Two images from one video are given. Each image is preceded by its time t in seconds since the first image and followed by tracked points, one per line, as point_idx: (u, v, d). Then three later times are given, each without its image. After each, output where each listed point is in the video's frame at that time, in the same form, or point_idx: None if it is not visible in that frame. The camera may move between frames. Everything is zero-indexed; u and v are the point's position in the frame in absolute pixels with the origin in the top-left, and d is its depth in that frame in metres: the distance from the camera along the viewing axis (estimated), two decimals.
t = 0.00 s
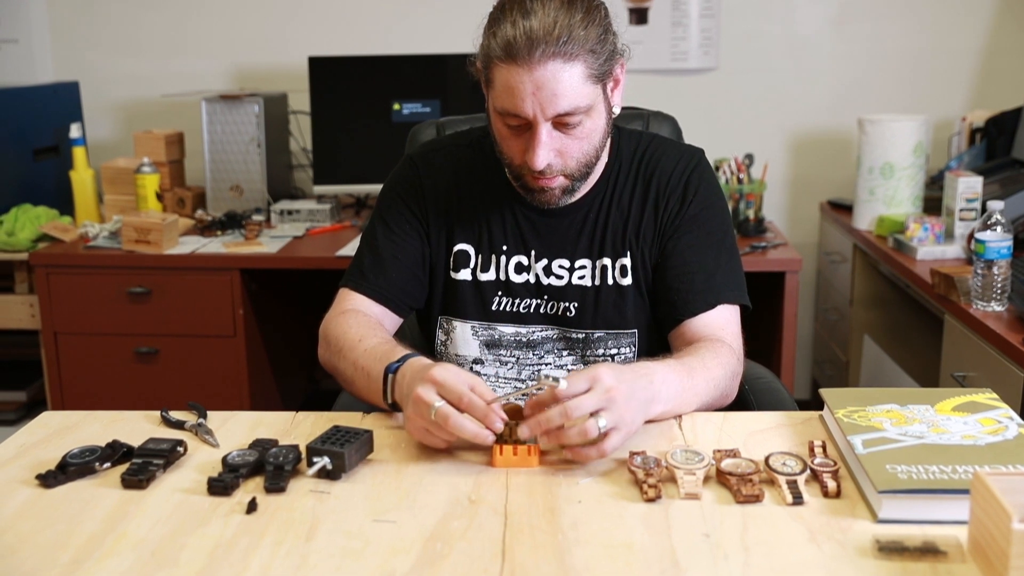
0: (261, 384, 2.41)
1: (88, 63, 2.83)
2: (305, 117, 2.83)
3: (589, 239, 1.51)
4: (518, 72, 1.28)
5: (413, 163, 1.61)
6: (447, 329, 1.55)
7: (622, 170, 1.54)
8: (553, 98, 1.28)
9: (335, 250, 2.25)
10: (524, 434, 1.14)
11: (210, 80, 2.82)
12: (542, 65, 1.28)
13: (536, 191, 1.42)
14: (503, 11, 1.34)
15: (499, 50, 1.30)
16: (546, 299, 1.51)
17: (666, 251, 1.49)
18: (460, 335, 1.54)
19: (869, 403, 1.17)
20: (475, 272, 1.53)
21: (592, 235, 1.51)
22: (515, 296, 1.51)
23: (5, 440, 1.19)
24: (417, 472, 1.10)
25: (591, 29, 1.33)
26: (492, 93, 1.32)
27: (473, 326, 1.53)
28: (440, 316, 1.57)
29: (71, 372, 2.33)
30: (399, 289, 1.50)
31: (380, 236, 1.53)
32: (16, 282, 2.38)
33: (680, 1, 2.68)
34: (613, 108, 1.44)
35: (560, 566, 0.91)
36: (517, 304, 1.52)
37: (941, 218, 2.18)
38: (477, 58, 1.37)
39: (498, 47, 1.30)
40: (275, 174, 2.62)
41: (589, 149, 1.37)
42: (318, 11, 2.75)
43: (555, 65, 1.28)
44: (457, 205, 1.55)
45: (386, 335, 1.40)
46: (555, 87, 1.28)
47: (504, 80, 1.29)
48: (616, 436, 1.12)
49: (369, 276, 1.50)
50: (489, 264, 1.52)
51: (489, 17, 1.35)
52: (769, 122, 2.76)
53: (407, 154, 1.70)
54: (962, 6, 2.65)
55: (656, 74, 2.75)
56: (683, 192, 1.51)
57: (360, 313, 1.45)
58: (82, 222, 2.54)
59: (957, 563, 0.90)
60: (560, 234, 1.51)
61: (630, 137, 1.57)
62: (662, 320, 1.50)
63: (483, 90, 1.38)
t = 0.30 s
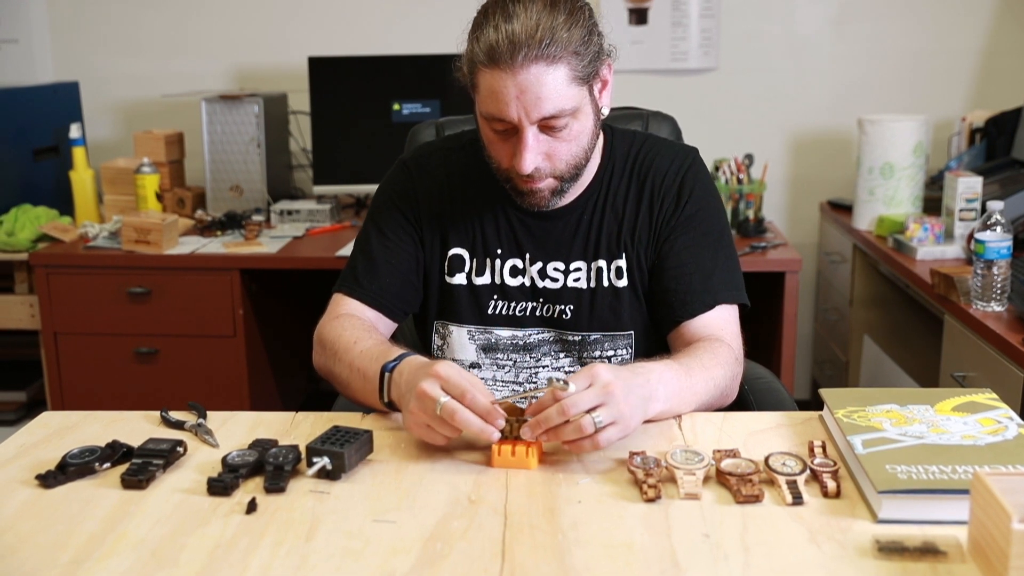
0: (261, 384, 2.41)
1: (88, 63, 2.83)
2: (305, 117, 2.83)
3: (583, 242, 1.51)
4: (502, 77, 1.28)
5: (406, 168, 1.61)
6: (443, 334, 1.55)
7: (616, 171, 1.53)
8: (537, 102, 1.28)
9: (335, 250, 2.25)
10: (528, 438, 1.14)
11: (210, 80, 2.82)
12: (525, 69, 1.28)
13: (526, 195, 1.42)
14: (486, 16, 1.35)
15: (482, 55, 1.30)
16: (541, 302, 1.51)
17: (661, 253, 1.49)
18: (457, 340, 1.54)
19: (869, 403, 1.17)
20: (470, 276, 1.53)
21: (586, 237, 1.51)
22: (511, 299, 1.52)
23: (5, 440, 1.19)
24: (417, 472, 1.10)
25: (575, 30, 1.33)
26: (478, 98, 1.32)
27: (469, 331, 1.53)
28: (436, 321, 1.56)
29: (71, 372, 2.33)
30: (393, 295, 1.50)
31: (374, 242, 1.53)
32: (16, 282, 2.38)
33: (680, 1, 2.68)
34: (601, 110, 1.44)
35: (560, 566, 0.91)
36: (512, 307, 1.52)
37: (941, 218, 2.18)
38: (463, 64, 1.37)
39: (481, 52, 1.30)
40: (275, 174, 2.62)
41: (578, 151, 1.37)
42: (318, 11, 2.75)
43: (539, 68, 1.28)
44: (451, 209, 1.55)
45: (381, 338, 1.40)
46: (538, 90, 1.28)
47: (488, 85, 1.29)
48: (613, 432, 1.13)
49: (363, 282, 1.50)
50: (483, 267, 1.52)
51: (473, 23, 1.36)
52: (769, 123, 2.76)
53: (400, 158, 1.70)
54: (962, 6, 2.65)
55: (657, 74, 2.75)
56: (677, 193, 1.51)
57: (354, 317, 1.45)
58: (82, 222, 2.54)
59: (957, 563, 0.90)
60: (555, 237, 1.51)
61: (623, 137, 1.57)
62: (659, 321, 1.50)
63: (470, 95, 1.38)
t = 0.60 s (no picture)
0: (260, 384, 2.41)
1: (87, 63, 2.83)
2: (304, 117, 2.83)
3: (581, 243, 1.51)
4: (499, 78, 1.28)
5: (403, 169, 1.61)
6: (442, 334, 1.55)
7: (613, 172, 1.53)
8: (534, 103, 1.28)
9: (334, 250, 2.25)
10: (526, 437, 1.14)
11: (210, 80, 2.82)
12: (522, 70, 1.28)
13: (523, 197, 1.42)
14: (483, 17, 1.35)
15: (479, 57, 1.30)
16: (539, 302, 1.51)
17: (660, 253, 1.49)
18: (455, 340, 1.54)
19: (869, 403, 1.17)
20: (468, 277, 1.53)
21: (584, 238, 1.51)
22: (509, 300, 1.52)
23: (5, 440, 1.19)
24: (417, 472, 1.10)
25: (571, 32, 1.34)
26: (475, 100, 1.32)
27: (467, 331, 1.53)
28: (434, 321, 1.57)
29: (71, 372, 2.33)
30: (391, 295, 1.50)
31: (371, 242, 1.53)
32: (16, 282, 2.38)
33: (679, 1, 2.68)
34: (598, 112, 1.44)
35: (560, 566, 0.91)
36: (510, 308, 1.52)
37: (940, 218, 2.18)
38: (460, 65, 1.38)
39: (478, 54, 1.30)
40: (275, 174, 2.62)
41: (575, 153, 1.37)
42: (318, 11, 2.75)
43: (535, 69, 1.28)
44: (448, 210, 1.55)
45: (377, 337, 1.40)
46: (535, 91, 1.28)
47: (485, 86, 1.29)
48: (613, 432, 1.13)
49: (361, 282, 1.50)
50: (481, 268, 1.52)
51: (470, 24, 1.36)
52: (769, 122, 2.76)
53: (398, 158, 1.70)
54: (962, 6, 2.65)
55: (657, 74, 2.75)
56: (675, 193, 1.51)
57: (350, 317, 1.45)
58: (82, 223, 2.54)
59: (956, 563, 0.90)
60: (553, 238, 1.51)
61: (621, 137, 1.57)
62: (658, 322, 1.50)
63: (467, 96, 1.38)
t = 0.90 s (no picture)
0: (259, 384, 2.41)
1: (86, 63, 2.83)
2: (303, 117, 2.83)
3: (581, 243, 1.51)
4: (500, 79, 1.28)
5: (404, 168, 1.61)
6: (441, 334, 1.55)
7: (614, 173, 1.53)
8: (535, 104, 1.28)
9: (333, 250, 2.25)
10: (523, 434, 1.14)
11: (209, 80, 2.82)
12: (524, 71, 1.28)
13: (523, 197, 1.42)
14: (485, 17, 1.35)
15: (481, 57, 1.30)
16: (539, 302, 1.51)
17: (660, 254, 1.49)
18: (455, 340, 1.54)
19: (867, 403, 1.17)
20: (468, 277, 1.53)
21: (584, 238, 1.51)
22: (509, 300, 1.52)
23: (3, 440, 1.19)
24: (416, 472, 1.10)
25: (573, 33, 1.34)
26: (476, 100, 1.32)
27: (467, 331, 1.53)
28: (434, 321, 1.56)
29: (70, 372, 2.33)
30: (391, 294, 1.50)
31: (372, 241, 1.53)
32: (14, 283, 2.37)
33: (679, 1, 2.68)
34: (600, 113, 1.44)
35: (559, 566, 0.91)
36: (510, 308, 1.52)
37: (938, 217, 2.18)
38: (461, 65, 1.38)
39: (480, 54, 1.30)
40: (273, 174, 2.62)
41: (576, 154, 1.37)
42: (317, 11, 2.75)
43: (537, 70, 1.28)
44: (448, 209, 1.55)
45: (376, 337, 1.40)
46: (537, 92, 1.28)
47: (487, 87, 1.29)
48: (612, 431, 1.13)
49: (361, 282, 1.50)
50: (481, 268, 1.52)
51: (472, 24, 1.36)
52: (767, 123, 2.76)
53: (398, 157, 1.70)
54: (961, 6, 2.65)
55: (656, 74, 2.75)
56: (676, 194, 1.51)
57: (350, 316, 1.45)
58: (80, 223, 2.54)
59: (955, 563, 0.90)
60: (553, 238, 1.51)
61: (621, 138, 1.57)
62: (658, 322, 1.50)
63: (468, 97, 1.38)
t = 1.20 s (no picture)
0: (259, 385, 2.41)
1: (86, 63, 2.83)
2: (303, 117, 2.83)
3: (582, 243, 1.51)
4: (502, 78, 1.28)
5: (405, 167, 1.61)
6: (442, 333, 1.55)
7: (615, 173, 1.53)
8: (536, 103, 1.28)
9: (333, 250, 2.25)
10: (523, 433, 1.14)
11: (209, 80, 2.82)
12: (525, 71, 1.28)
13: (524, 196, 1.42)
14: (486, 17, 1.35)
15: (482, 57, 1.30)
16: (540, 302, 1.51)
17: (661, 254, 1.49)
18: (455, 339, 1.54)
19: (867, 404, 1.17)
20: (469, 276, 1.53)
21: (585, 238, 1.51)
22: (509, 299, 1.52)
23: (3, 440, 1.19)
24: (416, 472, 1.10)
25: (575, 32, 1.34)
26: (477, 100, 1.33)
27: (468, 330, 1.53)
28: (434, 320, 1.56)
29: (69, 372, 2.33)
30: (391, 294, 1.50)
31: (372, 240, 1.53)
32: (14, 283, 2.37)
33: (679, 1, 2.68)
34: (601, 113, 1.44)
35: (558, 566, 0.91)
36: (511, 308, 1.52)
37: (938, 217, 2.18)
38: (462, 65, 1.38)
39: (481, 54, 1.30)
40: (273, 174, 2.62)
41: (577, 154, 1.37)
42: (317, 11, 2.75)
43: (538, 70, 1.28)
44: (449, 209, 1.55)
45: (377, 336, 1.40)
46: (538, 92, 1.28)
47: (488, 86, 1.29)
48: (605, 425, 1.14)
49: (361, 280, 1.50)
50: (482, 267, 1.52)
51: (473, 24, 1.36)
52: (767, 123, 2.76)
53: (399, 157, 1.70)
54: (961, 6, 2.65)
55: (656, 74, 2.75)
56: (677, 194, 1.51)
57: (350, 315, 1.45)
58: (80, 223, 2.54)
59: (955, 563, 0.90)
60: (554, 238, 1.51)
61: (622, 139, 1.57)
62: (659, 322, 1.50)
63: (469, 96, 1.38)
